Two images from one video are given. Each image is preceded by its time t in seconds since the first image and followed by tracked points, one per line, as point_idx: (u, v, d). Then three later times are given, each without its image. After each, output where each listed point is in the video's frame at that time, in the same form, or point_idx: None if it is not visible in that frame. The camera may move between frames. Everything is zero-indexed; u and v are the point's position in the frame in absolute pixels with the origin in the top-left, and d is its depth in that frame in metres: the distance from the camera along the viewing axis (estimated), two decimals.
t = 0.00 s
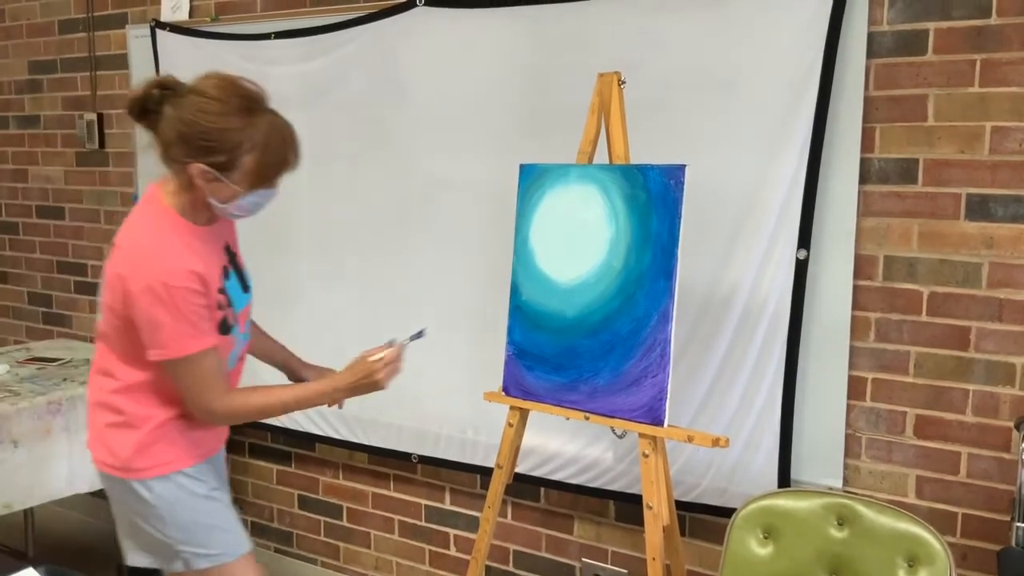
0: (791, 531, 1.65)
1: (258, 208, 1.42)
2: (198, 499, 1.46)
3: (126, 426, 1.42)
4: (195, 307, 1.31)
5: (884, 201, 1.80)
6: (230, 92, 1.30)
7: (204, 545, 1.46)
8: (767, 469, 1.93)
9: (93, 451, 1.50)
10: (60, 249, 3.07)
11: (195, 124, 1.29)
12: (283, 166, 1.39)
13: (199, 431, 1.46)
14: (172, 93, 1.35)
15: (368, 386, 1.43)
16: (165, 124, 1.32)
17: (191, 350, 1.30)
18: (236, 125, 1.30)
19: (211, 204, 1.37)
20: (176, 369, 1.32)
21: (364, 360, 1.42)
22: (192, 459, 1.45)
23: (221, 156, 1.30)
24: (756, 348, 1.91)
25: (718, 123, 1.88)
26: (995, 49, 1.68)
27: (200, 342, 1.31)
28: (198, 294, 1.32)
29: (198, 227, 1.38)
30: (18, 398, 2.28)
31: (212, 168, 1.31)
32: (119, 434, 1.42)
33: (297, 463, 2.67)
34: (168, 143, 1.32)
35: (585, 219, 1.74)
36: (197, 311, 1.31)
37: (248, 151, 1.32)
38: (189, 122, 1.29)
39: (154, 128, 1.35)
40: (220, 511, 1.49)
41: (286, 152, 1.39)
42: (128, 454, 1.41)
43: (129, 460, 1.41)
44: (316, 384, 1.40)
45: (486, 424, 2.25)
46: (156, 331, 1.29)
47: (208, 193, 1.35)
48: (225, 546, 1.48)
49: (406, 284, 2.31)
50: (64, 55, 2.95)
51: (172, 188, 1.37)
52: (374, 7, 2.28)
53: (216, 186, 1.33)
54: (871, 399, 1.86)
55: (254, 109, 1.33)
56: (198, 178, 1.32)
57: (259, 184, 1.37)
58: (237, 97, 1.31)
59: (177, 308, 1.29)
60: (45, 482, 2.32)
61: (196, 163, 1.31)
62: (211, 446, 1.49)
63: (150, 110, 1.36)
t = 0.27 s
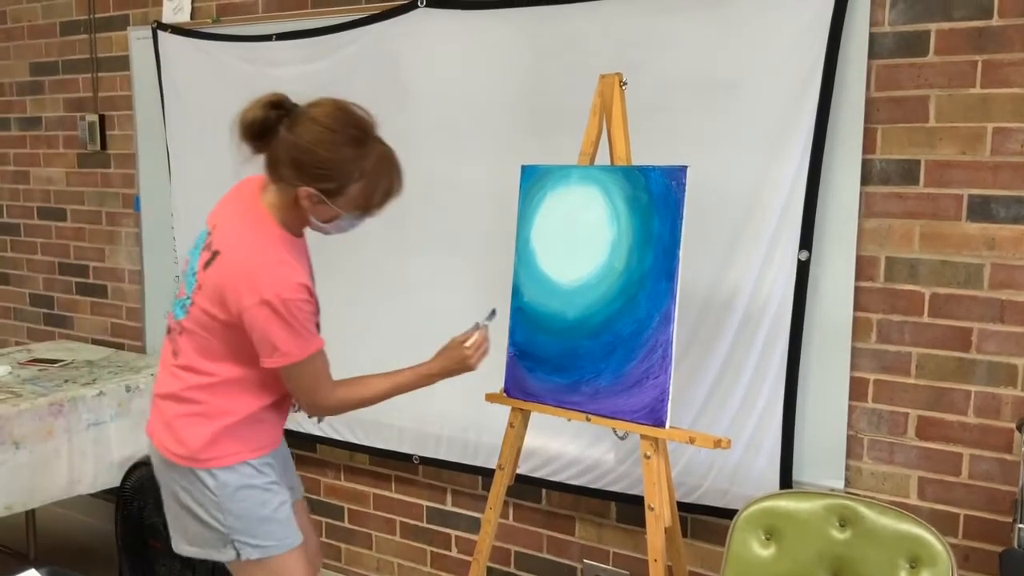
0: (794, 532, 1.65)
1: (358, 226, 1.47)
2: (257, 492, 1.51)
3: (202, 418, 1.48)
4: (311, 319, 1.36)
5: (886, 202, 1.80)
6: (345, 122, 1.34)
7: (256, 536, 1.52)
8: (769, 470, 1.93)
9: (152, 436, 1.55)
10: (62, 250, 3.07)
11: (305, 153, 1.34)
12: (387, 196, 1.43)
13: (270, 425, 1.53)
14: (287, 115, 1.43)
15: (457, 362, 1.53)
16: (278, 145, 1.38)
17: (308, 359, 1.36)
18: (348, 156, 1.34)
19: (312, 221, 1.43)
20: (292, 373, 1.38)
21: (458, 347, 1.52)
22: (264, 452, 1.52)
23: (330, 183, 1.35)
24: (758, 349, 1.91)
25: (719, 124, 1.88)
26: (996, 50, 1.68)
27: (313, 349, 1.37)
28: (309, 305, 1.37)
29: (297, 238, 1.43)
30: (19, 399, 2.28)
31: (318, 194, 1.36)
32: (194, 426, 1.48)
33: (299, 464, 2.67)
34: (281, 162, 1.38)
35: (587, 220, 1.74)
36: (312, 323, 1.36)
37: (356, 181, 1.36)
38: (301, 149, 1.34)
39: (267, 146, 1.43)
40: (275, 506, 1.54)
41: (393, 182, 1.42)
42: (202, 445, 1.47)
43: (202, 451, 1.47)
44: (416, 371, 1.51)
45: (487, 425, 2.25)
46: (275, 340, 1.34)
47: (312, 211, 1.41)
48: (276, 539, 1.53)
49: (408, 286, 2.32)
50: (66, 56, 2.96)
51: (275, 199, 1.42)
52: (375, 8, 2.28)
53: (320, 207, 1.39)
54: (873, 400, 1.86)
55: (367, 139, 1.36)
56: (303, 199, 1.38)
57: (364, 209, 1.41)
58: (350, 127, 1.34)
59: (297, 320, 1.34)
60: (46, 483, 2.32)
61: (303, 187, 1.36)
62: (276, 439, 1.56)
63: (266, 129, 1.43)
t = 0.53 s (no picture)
0: (795, 533, 1.65)
1: (392, 243, 1.53)
2: (268, 479, 1.63)
3: (229, 404, 1.60)
4: (333, 328, 1.44)
5: (887, 203, 1.80)
6: (391, 149, 1.39)
7: (266, 520, 1.64)
8: (770, 471, 1.93)
9: (184, 411, 1.68)
10: (63, 251, 3.07)
11: (352, 176, 1.39)
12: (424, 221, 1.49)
13: (290, 415, 1.65)
14: (340, 134, 1.45)
15: (478, 389, 1.61)
16: (326, 162, 1.43)
17: (327, 365, 1.45)
18: (392, 182, 1.40)
19: (350, 237, 1.50)
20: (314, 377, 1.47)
21: (479, 370, 1.61)
22: (282, 441, 1.64)
23: (370, 205, 1.41)
24: (759, 351, 1.91)
25: (720, 126, 1.88)
26: (997, 50, 1.68)
27: (333, 357, 1.45)
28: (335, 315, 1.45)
29: (334, 249, 1.50)
30: (20, 400, 2.28)
31: (359, 213, 1.43)
32: (221, 410, 1.60)
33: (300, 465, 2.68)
34: (326, 179, 1.43)
35: (588, 221, 1.74)
36: (334, 333, 1.44)
37: (396, 206, 1.42)
38: (348, 171, 1.39)
39: (318, 163, 1.45)
40: (286, 494, 1.65)
41: (431, 207, 1.48)
42: (224, 429, 1.59)
43: (223, 434, 1.60)
44: (436, 389, 1.60)
45: (489, 426, 2.25)
46: (297, 346, 1.43)
47: (351, 227, 1.47)
48: (285, 524, 1.65)
49: (409, 287, 2.32)
50: (67, 57, 2.96)
51: (317, 212, 1.48)
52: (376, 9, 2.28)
53: (359, 225, 1.45)
54: (874, 401, 1.86)
55: (410, 167, 1.42)
56: (344, 216, 1.44)
57: (399, 231, 1.48)
58: (395, 154, 1.39)
59: (318, 330, 1.42)
60: (47, 484, 2.33)
61: (347, 205, 1.42)
62: (295, 428, 1.67)
63: (318, 146, 1.45)
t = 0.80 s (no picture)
0: (796, 534, 1.65)
1: (396, 242, 1.52)
2: (276, 472, 1.63)
3: (240, 396, 1.61)
4: (335, 326, 1.44)
5: (888, 203, 1.80)
6: (391, 148, 1.39)
7: (268, 513, 1.63)
8: (771, 471, 1.93)
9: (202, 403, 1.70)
10: (63, 252, 3.07)
11: (351, 174, 1.39)
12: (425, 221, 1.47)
13: (300, 411, 1.64)
14: (344, 133, 1.47)
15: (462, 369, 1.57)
16: (330, 161, 1.43)
17: (327, 362, 1.44)
18: (391, 181, 1.38)
19: (354, 235, 1.49)
20: (311, 373, 1.46)
21: (463, 345, 1.56)
22: (291, 436, 1.63)
23: (368, 204, 1.40)
24: (760, 351, 1.90)
25: (720, 126, 1.88)
26: (998, 50, 1.68)
27: (334, 355, 1.44)
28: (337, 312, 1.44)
29: (340, 248, 1.51)
30: (21, 401, 2.28)
31: (360, 211, 1.42)
32: (232, 402, 1.61)
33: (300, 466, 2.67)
34: (329, 178, 1.44)
35: (588, 222, 1.74)
36: (335, 330, 1.44)
37: (396, 205, 1.40)
38: (348, 169, 1.39)
39: (322, 160, 1.47)
40: (291, 488, 1.65)
41: (433, 208, 1.46)
42: (234, 420, 1.60)
43: (234, 425, 1.60)
44: (421, 374, 1.56)
45: (489, 427, 2.25)
46: (298, 342, 1.42)
47: (354, 226, 1.47)
48: (286, 519, 1.64)
49: (410, 287, 2.31)
50: (67, 58, 2.96)
51: (323, 210, 1.49)
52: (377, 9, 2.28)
53: (361, 224, 1.44)
54: (875, 401, 1.85)
55: (411, 166, 1.41)
56: (346, 214, 1.44)
57: (401, 231, 1.46)
58: (395, 153, 1.39)
59: (318, 326, 1.41)
60: (48, 485, 2.33)
61: (347, 203, 1.42)
62: (306, 425, 1.67)
63: (322, 145, 1.48)
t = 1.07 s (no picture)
0: (797, 534, 1.65)
1: (404, 250, 1.51)
2: (280, 472, 1.63)
3: (247, 397, 1.61)
4: (352, 331, 1.44)
5: (889, 203, 1.80)
6: (399, 157, 1.39)
7: (272, 512, 1.63)
8: (772, 471, 1.93)
9: (205, 401, 1.69)
10: (64, 252, 3.07)
11: (358, 182, 1.39)
12: (433, 231, 1.46)
13: (308, 412, 1.65)
14: (354, 141, 1.48)
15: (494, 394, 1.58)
16: (338, 167, 1.44)
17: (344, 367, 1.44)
18: (398, 189, 1.38)
19: (363, 242, 1.49)
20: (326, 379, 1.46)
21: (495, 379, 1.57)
22: (297, 437, 1.64)
23: (376, 212, 1.40)
24: (761, 351, 1.90)
25: (721, 127, 1.88)
26: (999, 50, 1.68)
27: (352, 356, 1.44)
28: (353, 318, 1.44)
29: (351, 254, 1.50)
30: (21, 401, 2.28)
31: (366, 218, 1.42)
32: (239, 402, 1.61)
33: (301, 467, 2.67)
34: (337, 185, 1.44)
35: (589, 222, 1.74)
36: (351, 333, 1.43)
37: (402, 213, 1.40)
38: (355, 176, 1.40)
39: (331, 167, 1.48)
40: (295, 488, 1.65)
41: (441, 217, 1.45)
42: (242, 420, 1.60)
43: (241, 425, 1.60)
44: (452, 396, 1.56)
45: (490, 428, 2.25)
46: (314, 347, 1.42)
47: (362, 233, 1.46)
48: (289, 519, 1.64)
49: (411, 288, 2.31)
50: (68, 58, 2.96)
51: (333, 218, 1.49)
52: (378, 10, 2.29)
53: (370, 231, 1.44)
54: (875, 401, 1.85)
55: (418, 175, 1.41)
56: (353, 221, 1.44)
57: (408, 240, 1.45)
58: (402, 162, 1.39)
59: (335, 332, 1.42)
60: (49, 485, 2.33)
61: (354, 210, 1.42)
62: (312, 425, 1.67)
63: (332, 152, 1.48)
